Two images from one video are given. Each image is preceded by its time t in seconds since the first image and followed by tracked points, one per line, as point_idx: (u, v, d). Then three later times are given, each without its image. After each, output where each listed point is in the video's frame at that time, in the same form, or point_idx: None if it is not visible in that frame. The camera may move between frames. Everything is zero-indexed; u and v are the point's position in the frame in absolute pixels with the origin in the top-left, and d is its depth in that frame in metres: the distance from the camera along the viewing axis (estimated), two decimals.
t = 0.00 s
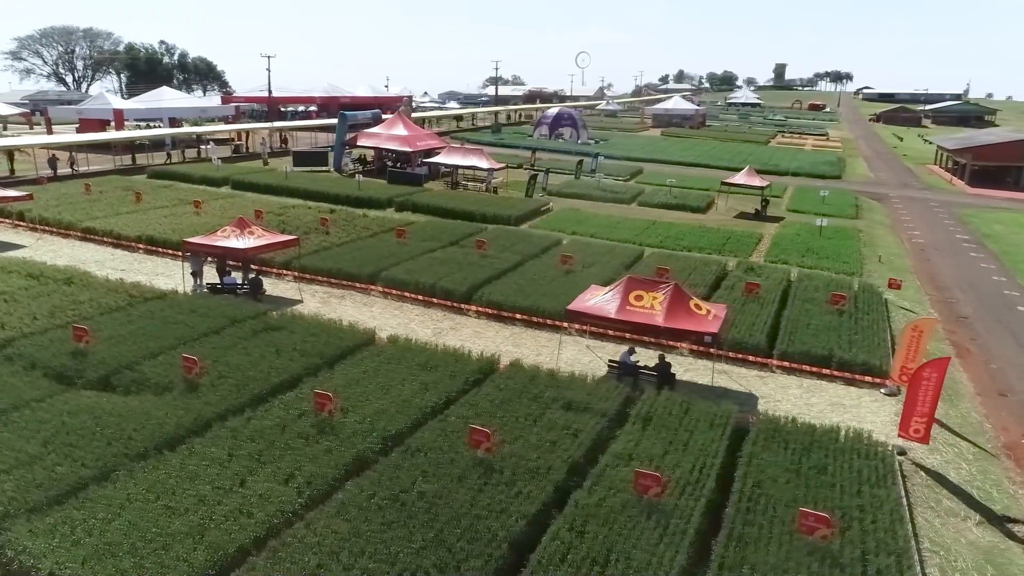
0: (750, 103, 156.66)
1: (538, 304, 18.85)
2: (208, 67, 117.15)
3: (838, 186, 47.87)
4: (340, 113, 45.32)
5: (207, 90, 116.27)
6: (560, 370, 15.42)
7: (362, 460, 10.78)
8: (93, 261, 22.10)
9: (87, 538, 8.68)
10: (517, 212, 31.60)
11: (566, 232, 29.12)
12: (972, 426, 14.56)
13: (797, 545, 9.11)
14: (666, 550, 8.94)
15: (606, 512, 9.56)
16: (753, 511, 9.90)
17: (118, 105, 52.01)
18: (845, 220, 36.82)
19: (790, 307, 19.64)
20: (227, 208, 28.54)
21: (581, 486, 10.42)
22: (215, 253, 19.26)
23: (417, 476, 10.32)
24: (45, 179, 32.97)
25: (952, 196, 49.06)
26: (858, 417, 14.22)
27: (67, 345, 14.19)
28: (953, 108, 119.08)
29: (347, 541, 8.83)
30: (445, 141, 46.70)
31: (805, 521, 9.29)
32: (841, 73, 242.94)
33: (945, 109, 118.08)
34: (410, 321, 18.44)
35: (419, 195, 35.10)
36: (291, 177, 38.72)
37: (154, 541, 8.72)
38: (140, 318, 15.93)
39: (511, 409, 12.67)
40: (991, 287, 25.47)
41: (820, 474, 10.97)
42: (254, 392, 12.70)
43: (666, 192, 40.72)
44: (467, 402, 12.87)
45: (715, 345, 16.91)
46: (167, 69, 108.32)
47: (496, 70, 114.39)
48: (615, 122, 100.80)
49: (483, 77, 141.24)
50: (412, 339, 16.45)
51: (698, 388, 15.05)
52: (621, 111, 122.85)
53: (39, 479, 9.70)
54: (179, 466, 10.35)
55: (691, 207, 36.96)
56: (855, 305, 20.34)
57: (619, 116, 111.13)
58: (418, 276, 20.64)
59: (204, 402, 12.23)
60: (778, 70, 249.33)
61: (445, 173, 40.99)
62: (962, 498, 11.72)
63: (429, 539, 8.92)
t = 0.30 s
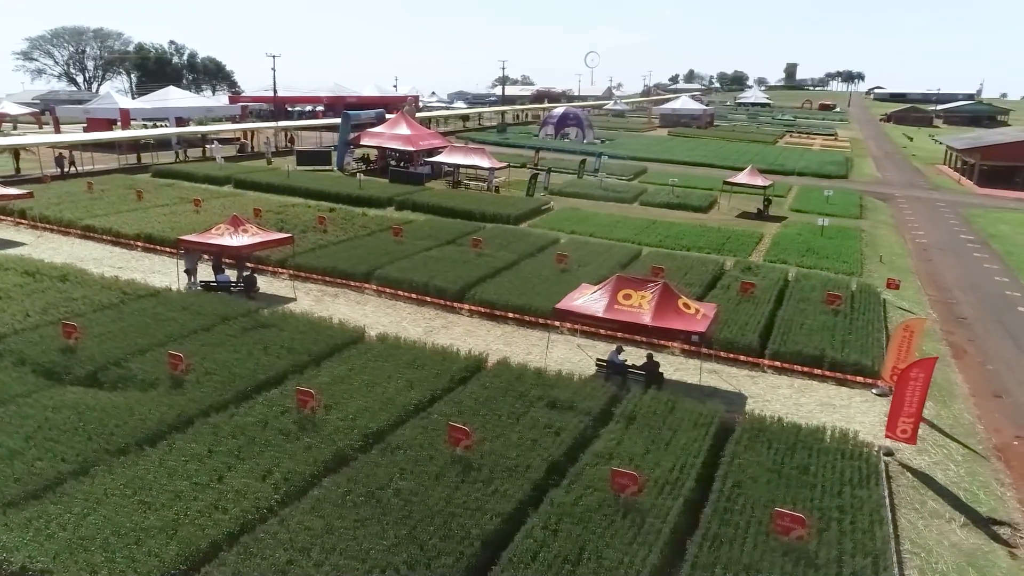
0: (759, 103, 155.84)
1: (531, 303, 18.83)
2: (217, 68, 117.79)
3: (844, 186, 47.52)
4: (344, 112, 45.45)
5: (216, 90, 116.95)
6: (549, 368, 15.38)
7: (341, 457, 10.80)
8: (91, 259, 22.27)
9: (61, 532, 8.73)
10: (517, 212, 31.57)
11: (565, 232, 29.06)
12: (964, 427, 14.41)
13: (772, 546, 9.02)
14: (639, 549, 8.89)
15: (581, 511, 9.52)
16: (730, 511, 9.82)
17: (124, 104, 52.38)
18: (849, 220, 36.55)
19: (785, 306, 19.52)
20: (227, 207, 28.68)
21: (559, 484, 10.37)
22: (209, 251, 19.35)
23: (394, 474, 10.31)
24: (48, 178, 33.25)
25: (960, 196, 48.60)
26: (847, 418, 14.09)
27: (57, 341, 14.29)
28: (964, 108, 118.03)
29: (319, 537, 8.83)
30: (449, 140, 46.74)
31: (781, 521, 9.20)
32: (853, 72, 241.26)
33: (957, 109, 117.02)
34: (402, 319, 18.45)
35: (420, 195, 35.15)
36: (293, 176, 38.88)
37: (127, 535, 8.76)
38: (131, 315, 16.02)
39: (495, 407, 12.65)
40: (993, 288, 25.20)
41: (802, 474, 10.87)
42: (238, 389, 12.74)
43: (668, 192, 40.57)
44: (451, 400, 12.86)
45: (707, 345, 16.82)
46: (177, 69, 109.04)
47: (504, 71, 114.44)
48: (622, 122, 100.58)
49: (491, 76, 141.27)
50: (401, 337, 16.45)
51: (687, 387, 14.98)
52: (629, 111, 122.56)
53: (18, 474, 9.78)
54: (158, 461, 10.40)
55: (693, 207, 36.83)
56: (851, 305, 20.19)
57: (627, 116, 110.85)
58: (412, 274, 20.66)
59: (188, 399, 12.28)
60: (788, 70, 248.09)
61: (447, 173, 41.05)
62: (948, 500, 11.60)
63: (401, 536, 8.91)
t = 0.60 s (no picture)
0: (770, 102, 154.90)
1: (525, 301, 18.80)
2: (228, 68, 118.43)
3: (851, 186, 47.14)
4: (349, 111, 45.61)
5: (227, 90, 117.62)
6: (539, 367, 15.34)
7: (322, 454, 10.82)
8: (91, 257, 22.45)
9: (37, 526, 8.80)
10: (518, 211, 31.55)
11: (565, 231, 29.01)
12: (957, 429, 14.26)
13: (747, 547, 8.95)
14: (614, 548, 8.84)
15: (558, 510, 9.48)
16: (709, 511, 9.75)
17: (133, 104, 52.79)
18: (854, 220, 36.25)
19: (781, 306, 19.38)
20: (228, 206, 28.83)
21: (538, 483, 10.33)
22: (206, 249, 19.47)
23: (373, 471, 10.33)
24: (54, 176, 33.57)
25: (970, 196, 48.07)
26: (838, 418, 13.97)
27: (49, 338, 14.41)
28: (978, 107, 116.80)
29: (293, 533, 8.84)
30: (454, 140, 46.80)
31: (758, 521, 9.11)
32: (866, 72, 239.37)
33: (971, 109, 115.83)
34: (395, 318, 18.48)
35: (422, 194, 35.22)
36: (298, 176, 39.07)
37: (103, 529, 8.82)
38: (125, 312, 16.13)
39: (480, 406, 12.63)
40: (997, 289, 24.93)
41: (786, 474, 10.78)
42: (225, 385, 12.81)
43: (672, 192, 40.41)
44: (436, 397, 12.85)
45: (700, 344, 16.73)
46: (188, 70, 109.81)
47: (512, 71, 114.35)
48: (631, 122, 100.28)
49: (501, 77, 141.22)
50: (392, 336, 16.46)
51: (677, 387, 14.89)
52: (639, 111, 122.13)
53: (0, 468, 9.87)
54: (140, 457, 10.46)
55: (696, 207, 36.67)
56: (849, 306, 20.02)
57: (636, 116, 110.51)
58: (408, 273, 20.68)
59: (174, 395, 12.35)
60: (801, 70, 246.45)
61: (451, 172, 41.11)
62: (936, 502, 11.47)
63: (375, 532, 8.91)
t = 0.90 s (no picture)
0: (782, 102, 153.96)
1: (518, 300, 18.77)
2: (239, 68, 119.06)
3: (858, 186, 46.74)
4: (354, 111, 45.73)
5: (238, 90, 118.28)
6: (529, 366, 15.29)
7: (303, 450, 10.84)
8: (92, 254, 22.64)
9: (15, 520, 8.87)
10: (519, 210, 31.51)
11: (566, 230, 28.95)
12: (950, 430, 14.10)
13: (723, 547, 8.87)
14: (588, 547, 8.79)
15: (534, 509, 9.44)
16: (687, 510, 9.69)
17: (141, 104, 53.17)
18: (859, 220, 35.94)
19: (777, 306, 19.22)
20: (230, 204, 28.98)
21: (518, 481, 10.32)
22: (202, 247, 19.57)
23: (352, 468, 10.33)
24: (61, 175, 33.87)
25: (980, 196, 47.52)
26: (828, 419, 13.84)
27: (42, 334, 14.52)
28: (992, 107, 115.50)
29: (268, 530, 8.86)
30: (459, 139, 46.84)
31: (734, 522, 9.02)
32: (880, 72, 237.42)
33: (985, 109, 114.56)
34: (389, 316, 18.49)
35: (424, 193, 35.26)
36: (302, 175, 39.21)
37: (79, 524, 8.87)
38: (118, 309, 16.23)
39: (465, 404, 12.61)
40: (1001, 289, 24.63)
41: (768, 475, 10.69)
42: (212, 382, 12.85)
43: (676, 191, 40.24)
44: (422, 396, 12.84)
45: (692, 344, 16.63)
46: (199, 70, 110.53)
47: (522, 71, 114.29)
48: (640, 121, 99.96)
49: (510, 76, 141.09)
50: (383, 334, 16.47)
51: (667, 387, 14.81)
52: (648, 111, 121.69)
53: None
54: (122, 452, 10.52)
55: (700, 206, 36.47)
56: (847, 306, 19.84)
57: (645, 115, 110.11)
58: (404, 272, 20.69)
59: (160, 391, 12.40)
60: (814, 70, 244.78)
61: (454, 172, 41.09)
62: (923, 504, 11.33)
63: (349, 530, 8.91)
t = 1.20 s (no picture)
0: (792, 101, 153.07)
1: (512, 298, 18.74)
2: (249, 68, 119.67)
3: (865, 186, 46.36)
4: (358, 110, 45.84)
5: (248, 90, 118.83)
6: (518, 365, 15.26)
7: (284, 447, 10.86)
8: (91, 252, 22.81)
9: None
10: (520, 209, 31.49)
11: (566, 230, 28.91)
12: (943, 432, 13.94)
13: (698, 548, 8.80)
14: (561, 547, 8.74)
15: (510, 507, 9.41)
16: (665, 510, 9.62)
17: (149, 103, 53.57)
18: (864, 220, 35.64)
19: (773, 307, 19.08)
20: (231, 203, 29.14)
21: (496, 479, 10.28)
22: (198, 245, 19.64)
23: (331, 465, 10.32)
24: (66, 174, 34.15)
25: (989, 197, 47.01)
26: (818, 420, 13.72)
27: (34, 331, 14.63)
28: (1006, 107, 114.25)
29: (242, 526, 8.88)
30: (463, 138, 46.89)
31: (709, 522, 8.94)
32: (893, 72, 235.52)
33: (998, 109, 113.40)
34: (382, 315, 18.51)
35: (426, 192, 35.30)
36: (305, 174, 39.34)
37: (55, 518, 8.92)
38: (112, 307, 16.32)
39: (449, 402, 12.59)
40: (1004, 290, 24.35)
41: (750, 476, 10.61)
42: (198, 379, 12.90)
43: (680, 190, 40.06)
44: (407, 393, 12.83)
45: (684, 344, 16.53)
46: (209, 70, 111.16)
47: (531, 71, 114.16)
48: (648, 121, 99.66)
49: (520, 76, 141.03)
50: (375, 332, 16.49)
51: (656, 386, 14.73)
52: (657, 111, 121.25)
53: None
54: (103, 447, 10.57)
55: (703, 205, 36.28)
56: (844, 306, 19.66)
57: (654, 115, 109.77)
58: (399, 270, 20.71)
59: (146, 388, 12.46)
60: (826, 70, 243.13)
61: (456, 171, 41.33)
62: (908, 506, 11.21)
63: (322, 527, 8.91)
